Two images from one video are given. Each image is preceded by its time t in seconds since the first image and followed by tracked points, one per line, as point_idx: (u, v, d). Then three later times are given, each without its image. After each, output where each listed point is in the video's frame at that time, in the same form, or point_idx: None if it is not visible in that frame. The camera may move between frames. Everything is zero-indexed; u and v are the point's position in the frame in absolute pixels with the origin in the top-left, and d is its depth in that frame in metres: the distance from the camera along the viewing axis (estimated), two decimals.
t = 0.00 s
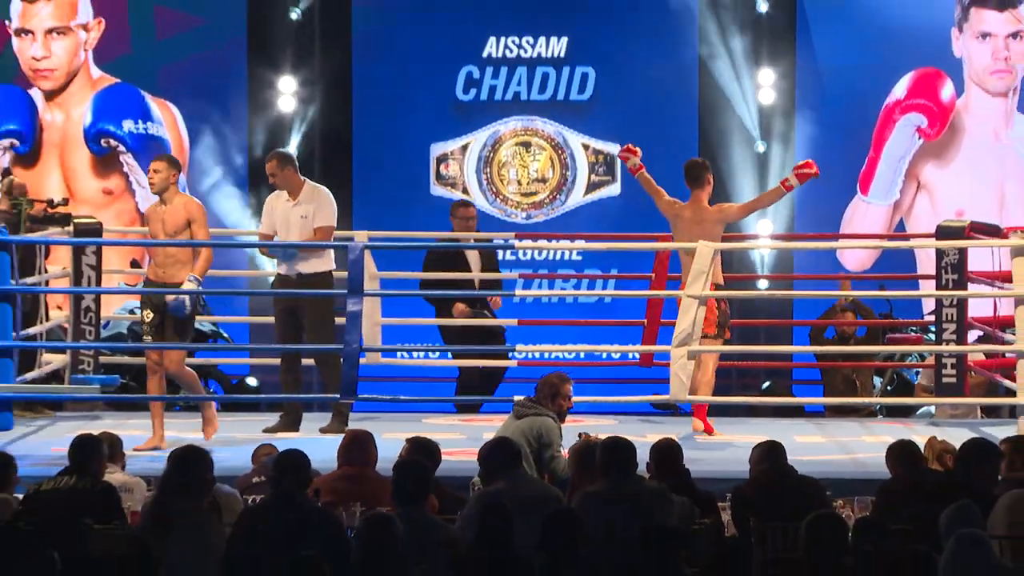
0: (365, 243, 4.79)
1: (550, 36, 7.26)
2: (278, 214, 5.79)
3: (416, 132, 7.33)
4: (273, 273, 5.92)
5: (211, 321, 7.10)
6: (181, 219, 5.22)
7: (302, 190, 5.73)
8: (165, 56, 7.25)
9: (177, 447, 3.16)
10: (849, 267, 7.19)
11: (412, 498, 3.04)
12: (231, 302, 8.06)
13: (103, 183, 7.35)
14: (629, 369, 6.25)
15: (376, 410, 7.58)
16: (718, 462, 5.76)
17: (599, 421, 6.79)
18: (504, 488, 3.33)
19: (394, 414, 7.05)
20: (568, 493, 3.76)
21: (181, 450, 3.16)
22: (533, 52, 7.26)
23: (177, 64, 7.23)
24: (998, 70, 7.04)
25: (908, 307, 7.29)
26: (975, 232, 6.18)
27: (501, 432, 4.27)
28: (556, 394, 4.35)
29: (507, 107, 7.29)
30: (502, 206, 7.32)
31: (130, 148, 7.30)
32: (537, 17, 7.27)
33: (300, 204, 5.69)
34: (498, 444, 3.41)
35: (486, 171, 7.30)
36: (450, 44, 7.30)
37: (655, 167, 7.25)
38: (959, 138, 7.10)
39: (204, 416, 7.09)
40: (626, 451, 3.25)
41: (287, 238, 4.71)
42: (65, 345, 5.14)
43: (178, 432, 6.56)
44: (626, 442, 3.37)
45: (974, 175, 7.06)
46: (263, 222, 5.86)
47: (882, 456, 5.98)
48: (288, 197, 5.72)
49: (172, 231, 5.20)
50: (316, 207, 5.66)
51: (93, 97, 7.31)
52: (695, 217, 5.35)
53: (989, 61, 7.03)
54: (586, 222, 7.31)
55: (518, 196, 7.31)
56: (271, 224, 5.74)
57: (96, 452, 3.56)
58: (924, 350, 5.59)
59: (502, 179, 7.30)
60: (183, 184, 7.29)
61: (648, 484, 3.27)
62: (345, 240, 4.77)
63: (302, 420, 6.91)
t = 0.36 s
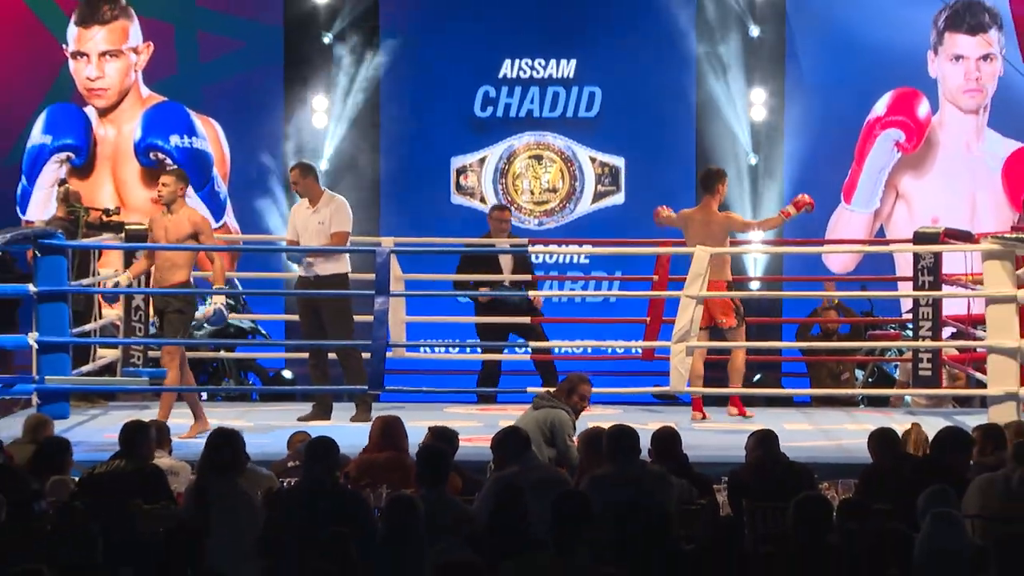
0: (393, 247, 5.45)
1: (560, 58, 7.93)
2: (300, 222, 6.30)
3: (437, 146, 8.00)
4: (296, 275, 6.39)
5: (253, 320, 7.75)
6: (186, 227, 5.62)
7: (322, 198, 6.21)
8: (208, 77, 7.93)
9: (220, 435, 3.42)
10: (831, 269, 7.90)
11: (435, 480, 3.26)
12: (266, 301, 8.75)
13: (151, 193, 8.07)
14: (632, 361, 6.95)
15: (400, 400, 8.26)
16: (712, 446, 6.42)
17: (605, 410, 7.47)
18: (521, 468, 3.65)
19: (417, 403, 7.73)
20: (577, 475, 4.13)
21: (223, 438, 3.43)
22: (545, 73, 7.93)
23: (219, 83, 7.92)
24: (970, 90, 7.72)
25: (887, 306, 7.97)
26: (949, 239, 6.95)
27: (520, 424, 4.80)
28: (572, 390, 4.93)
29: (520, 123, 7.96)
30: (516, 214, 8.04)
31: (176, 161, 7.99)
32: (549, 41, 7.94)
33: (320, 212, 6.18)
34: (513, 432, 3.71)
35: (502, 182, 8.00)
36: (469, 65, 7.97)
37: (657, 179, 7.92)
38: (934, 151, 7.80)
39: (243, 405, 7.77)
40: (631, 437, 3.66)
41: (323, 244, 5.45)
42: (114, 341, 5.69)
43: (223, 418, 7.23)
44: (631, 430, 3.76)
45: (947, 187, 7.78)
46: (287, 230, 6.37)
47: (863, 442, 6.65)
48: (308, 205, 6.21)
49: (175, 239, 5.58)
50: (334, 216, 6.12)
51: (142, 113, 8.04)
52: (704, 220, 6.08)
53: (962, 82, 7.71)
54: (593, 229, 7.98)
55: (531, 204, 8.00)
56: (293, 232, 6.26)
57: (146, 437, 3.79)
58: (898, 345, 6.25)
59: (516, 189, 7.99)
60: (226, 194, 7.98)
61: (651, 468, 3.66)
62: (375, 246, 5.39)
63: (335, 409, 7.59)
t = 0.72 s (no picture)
0: (407, 252, 6.09)
1: (560, 78, 8.65)
2: (317, 228, 6.88)
3: (448, 160, 8.73)
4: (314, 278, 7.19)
5: (280, 318, 8.46)
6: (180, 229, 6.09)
7: (336, 206, 6.77)
8: (240, 95, 8.70)
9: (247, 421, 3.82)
10: (808, 271, 8.64)
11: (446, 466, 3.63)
12: (291, 300, 9.49)
13: (187, 202, 8.80)
14: (626, 354, 7.69)
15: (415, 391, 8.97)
16: (697, 432, 7.13)
17: (603, 401, 8.18)
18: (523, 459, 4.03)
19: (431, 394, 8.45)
20: (577, 459, 4.61)
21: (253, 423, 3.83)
22: (547, 91, 8.65)
23: (250, 102, 8.68)
24: (937, 107, 8.42)
25: (859, 305, 8.70)
26: (919, 243, 7.61)
27: (525, 414, 5.31)
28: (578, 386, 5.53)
29: (524, 138, 8.67)
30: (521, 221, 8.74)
31: (209, 172, 8.73)
32: (550, 62, 8.66)
33: (335, 218, 6.75)
34: (515, 424, 4.11)
35: (507, 192, 8.71)
36: (478, 85, 8.69)
37: (649, 189, 8.64)
38: (904, 164, 8.50)
39: (272, 396, 8.48)
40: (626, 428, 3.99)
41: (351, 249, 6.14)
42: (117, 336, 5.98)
43: (254, 407, 7.95)
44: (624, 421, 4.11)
45: (915, 197, 8.50)
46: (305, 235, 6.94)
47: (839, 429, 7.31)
48: (324, 213, 6.81)
49: (168, 239, 6.07)
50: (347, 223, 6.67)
51: (178, 129, 8.77)
52: (722, 225, 6.69)
53: (929, 100, 8.42)
54: (592, 235, 8.69)
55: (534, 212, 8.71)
56: (311, 237, 6.84)
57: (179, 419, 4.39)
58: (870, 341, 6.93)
59: (521, 198, 8.69)
60: (255, 203, 8.72)
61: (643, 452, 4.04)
62: (392, 251, 6.03)
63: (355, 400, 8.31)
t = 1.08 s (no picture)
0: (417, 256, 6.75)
1: (559, 94, 9.33)
2: (330, 234, 7.56)
3: (455, 170, 9.40)
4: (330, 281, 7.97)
5: (299, 316, 9.16)
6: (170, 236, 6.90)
7: (346, 214, 7.45)
8: (263, 110, 9.39)
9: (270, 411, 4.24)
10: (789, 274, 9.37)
11: (454, 455, 3.95)
12: (307, 301, 10.19)
13: (212, 209, 9.49)
14: (619, 349, 8.39)
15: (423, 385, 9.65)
16: (682, 420, 7.80)
17: (597, 393, 8.85)
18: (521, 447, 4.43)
19: (439, 387, 9.13)
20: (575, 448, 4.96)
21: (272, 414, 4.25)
22: (547, 107, 9.33)
23: (271, 116, 9.37)
24: (908, 122, 9.10)
25: (837, 304, 9.37)
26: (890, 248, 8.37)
27: (526, 407, 5.82)
28: (576, 382, 5.87)
29: (526, 150, 9.35)
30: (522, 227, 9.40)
31: (234, 182, 9.40)
32: (550, 80, 9.35)
33: (346, 225, 7.42)
34: (516, 414, 4.54)
35: (510, 200, 9.39)
36: (482, 102, 9.38)
37: (642, 198, 9.30)
38: (878, 174, 9.17)
39: (291, 389, 9.16)
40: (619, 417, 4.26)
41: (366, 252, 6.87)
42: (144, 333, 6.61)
43: (275, 399, 8.64)
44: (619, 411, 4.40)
45: (888, 204, 9.16)
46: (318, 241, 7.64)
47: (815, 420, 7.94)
48: (336, 220, 7.46)
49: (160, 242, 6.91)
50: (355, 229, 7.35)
51: (204, 141, 9.46)
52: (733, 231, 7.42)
53: (901, 115, 9.09)
54: (588, 240, 9.35)
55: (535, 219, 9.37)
56: (325, 243, 7.52)
57: (201, 410, 4.86)
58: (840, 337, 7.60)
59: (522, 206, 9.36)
60: (276, 210, 9.39)
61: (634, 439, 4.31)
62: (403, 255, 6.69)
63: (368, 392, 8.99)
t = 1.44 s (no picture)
0: (424, 260, 7.33)
1: (558, 107, 9.91)
2: (325, 240, 8.07)
3: (460, 178, 9.97)
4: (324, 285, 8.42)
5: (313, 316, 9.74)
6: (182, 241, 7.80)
7: (342, 221, 7.98)
8: (278, 122, 9.98)
9: (285, 404, 4.66)
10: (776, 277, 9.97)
11: (456, 447, 4.47)
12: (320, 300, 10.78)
13: (231, 214, 10.11)
14: (613, 346, 8.97)
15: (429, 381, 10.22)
16: (671, 413, 8.37)
17: (593, 388, 9.42)
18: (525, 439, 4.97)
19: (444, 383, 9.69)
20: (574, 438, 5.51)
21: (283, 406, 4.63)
22: (546, 119, 9.91)
23: (287, 127, 9.96)
24: (885, 132, 9.67)
25: (819, 304, 9.93)
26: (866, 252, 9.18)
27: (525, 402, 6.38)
28: (572, 376, 6.38)
29: (526, 159, 9.91)
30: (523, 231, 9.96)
31: (251, 189, 9.99)
32: (548, 94, 9.93)
33: (341, 231, 7.95)
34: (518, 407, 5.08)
35: (511, 207, 9.95)
36: (485, 113, 9.97)
37: (636, 204, 9.87)
38: (857, 182, 9.74)
39: (305, 385, 9.73)
40: (613, 412, 4.84)
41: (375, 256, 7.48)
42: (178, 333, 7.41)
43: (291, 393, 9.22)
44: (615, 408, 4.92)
45: (867, 210, 9.74)
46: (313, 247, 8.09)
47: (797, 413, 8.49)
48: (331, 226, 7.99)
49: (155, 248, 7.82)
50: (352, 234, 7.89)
51: (224, 151, 10.06)
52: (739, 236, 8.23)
53: (879, 126, 9.67)
54: (585, 243, 9.92)
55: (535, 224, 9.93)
56: (321, 247, 8.01)
57: (228, 405, 5.41)
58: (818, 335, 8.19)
59: (523, 212, 9.92)
60: (291, 216, 9.97)
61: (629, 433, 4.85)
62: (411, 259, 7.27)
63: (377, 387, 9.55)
